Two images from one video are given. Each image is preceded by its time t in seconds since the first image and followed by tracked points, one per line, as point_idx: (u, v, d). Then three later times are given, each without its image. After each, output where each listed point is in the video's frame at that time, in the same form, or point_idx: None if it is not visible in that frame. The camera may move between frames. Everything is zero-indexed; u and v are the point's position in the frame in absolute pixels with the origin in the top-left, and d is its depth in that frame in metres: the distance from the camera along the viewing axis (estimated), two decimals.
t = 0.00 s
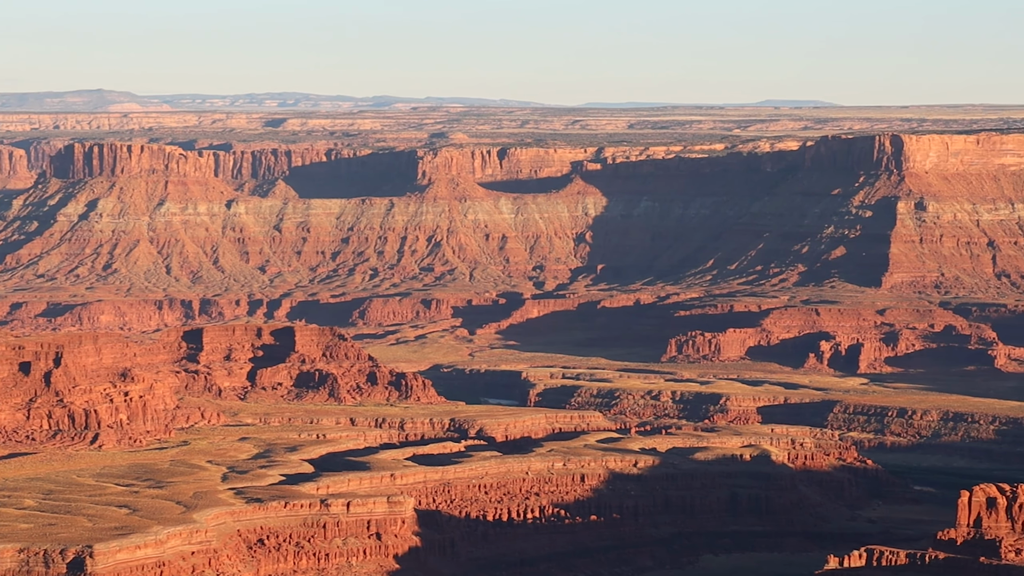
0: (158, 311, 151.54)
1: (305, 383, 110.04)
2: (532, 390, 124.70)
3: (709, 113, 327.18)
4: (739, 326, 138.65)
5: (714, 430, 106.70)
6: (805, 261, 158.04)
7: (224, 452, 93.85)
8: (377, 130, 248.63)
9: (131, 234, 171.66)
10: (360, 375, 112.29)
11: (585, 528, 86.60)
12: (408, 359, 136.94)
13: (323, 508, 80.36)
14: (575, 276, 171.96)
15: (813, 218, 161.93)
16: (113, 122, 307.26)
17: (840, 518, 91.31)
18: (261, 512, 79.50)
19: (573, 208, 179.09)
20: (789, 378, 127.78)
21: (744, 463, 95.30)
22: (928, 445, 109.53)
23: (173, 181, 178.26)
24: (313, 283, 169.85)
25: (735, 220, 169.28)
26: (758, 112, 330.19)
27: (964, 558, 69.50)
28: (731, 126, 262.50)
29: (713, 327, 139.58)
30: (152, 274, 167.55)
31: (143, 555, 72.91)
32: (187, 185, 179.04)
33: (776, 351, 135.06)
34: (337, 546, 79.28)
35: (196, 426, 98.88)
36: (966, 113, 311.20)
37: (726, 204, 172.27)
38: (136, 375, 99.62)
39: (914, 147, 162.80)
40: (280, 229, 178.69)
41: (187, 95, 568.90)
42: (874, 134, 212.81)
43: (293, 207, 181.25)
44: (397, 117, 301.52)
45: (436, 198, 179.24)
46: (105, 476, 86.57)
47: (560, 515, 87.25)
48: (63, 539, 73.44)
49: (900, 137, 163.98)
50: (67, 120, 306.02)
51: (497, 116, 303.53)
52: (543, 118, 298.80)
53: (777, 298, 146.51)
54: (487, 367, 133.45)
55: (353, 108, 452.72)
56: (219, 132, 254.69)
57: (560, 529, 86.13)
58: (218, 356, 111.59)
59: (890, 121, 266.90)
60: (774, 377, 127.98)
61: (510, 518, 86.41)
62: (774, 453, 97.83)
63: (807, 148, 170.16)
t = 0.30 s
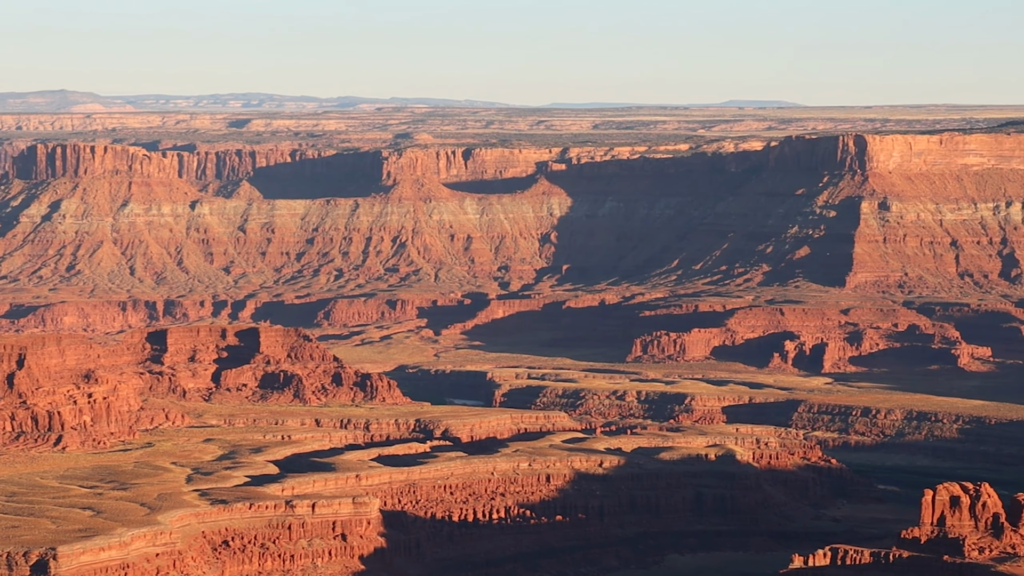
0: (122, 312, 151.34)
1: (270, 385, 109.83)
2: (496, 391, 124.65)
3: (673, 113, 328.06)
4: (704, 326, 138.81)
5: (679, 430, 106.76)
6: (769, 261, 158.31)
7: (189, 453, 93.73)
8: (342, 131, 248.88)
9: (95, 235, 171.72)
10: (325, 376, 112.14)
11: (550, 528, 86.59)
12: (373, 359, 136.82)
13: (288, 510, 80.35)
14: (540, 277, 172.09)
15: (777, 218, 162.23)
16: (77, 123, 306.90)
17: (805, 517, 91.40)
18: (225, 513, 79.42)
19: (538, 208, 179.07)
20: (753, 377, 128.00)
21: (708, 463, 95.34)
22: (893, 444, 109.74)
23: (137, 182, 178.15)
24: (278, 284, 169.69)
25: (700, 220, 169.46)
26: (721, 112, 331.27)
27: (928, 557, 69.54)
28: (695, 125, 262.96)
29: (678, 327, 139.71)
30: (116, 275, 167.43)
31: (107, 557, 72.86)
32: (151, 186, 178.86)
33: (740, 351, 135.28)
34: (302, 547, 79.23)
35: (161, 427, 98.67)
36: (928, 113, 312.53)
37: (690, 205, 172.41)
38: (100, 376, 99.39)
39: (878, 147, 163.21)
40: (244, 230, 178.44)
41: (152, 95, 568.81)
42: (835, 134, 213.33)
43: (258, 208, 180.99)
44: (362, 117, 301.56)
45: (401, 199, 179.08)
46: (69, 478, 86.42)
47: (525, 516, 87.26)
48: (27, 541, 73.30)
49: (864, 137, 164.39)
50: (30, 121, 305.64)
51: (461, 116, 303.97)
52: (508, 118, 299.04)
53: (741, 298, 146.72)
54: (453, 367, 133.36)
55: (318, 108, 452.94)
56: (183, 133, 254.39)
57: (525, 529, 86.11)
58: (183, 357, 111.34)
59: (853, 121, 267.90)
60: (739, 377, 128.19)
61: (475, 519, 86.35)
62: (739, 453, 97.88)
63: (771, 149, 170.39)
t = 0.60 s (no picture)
0: (85, 314, 151.18)
1: (234, 386, 109.56)
2: (461, 391, 124.56)
3: (636, 113, 328.65)
4: (668, 326, 138.89)
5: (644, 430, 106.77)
6: (733, 261, 158.48)
7: (153, 455, 93.55)
8: (307, 133, 248.65)
9: (58, 238, 172.30)
10: (290, 377, 111.90)
11: (516, 529, 86.54)
12: (338, 360, 136.72)
13: (252, 511, 80.30)
14: (504, 277, 172.18)
15: (740, 218, 162.40)
16: (40, 124, 306.42)
17: (769, 516, 91.51)
18: (190, 515, 79.28)
19: (503, 208, 179.05)
20: (717, 377, 128.14)
21: (673, 462, 95.35)
22: (856, 443, 109.89)
23: (100, 183, 178.07)
24: (242, 285, 169.61)
25: (663, 220, 169.59)
26: (685, 112, 331.89)
27: (891, 555, 69.66)
28: (660, 126, 263.33)
29: (642, 326, 139.80)
30: (78, 278, 167.51)
31: (70, 560, 72.78)
32: (114, 187, 178.76)
33: (704, 351, 135.45)
34: (266, 549, 79.15)
35: (124, 429, 98.45)
36: (890, 111, 313.32)
37: (654, 205, 172.58)
38: (63, 378, 99.12)
39: (840, 147, 163.67)
40: (207, 231, 178.07)
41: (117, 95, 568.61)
42: (796, 133, 213.79)
43: (221, 209, 180.56)
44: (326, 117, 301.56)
45: (366, 199, 178.79)
46: (32, 481, 86.24)
47: (490, 516, 87.22)
48: None
49: (827, 136, 164.77)
50: None
51: (424, 117, 303.99)
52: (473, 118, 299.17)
53: (705, 298, 146.91)
54: (417, 368, 133.29)
55: (283, 108, 453.32)
56: (146, 134, 254.15)
57: (490, 530, 86.07)
58: (146, 359, 111.09)
59: (816, 121, 268.52)
60: (703, 376, 128.34)
61: (440, 520, 86.28)
62: (703, 452, 97.88)
63: (735, 148, 170.56)
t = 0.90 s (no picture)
0: (45, 315, 150.85)
1: (195, 387, 109.14)
2: (422, 392, 124.41)
3: (598, 113, 328.98)
4: (630, 326, 138.89)
5: (607, 429, 106.69)
6: (696, 260, 158.62)
7: (113, 457, 93.25)
8: (268, 133, 248.12)
9: (17, 239, 171.87)
10: (251, 378, 111.52)
11: (478, 529, 86.43)
12: (299, 361, 136.54)
13: (214, 513, 80.14)
14: (467, 277, 172.18)
15: (702, 217, 162.48)
16: None
17: (731, 515, 91.62)
18: (150, 516, 79.10)
19: (465, 208, 179.06)
20: (679, 376, 128.23)
21: (635, 462, 95.32)
22: (818, 442, 109.99)
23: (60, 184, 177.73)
24: (203, 285, 169.46)
25: (626, 220, 169.65)
26: (647, 112, 332.16)
27: (853, 554, 69.67)
28: (623, 125, 263.89)
29: (604, 326, 139.87)
30: (38, 279, 167.25)
31: (30, 562, 72.63)
32: (74, 187, 178.45)
33: (666, 350, 135.59)
34: (228, 550, 78.99)
35: (84, 431, 98.18)
36: (851, 111, 314.01)
37: (616, 205, 172.67)
38: (23, 380, 98.77)
39: (801, 147, 163.89)
40: (168, 231, 177.71)
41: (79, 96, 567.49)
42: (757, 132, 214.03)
43: (182, 209, 179.97)
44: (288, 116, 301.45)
45: (327, 199, 178.42)
46: None
47: (453, 517, 87.06)
48: None
49: (789, 136, 164.94)
50: None
51: (386, 117, 303.85)
52: (435, 118, 299.20)
53: (667, 297, 147.17)
54: (379, 369, 133.13)
55: (245, 108, 453.14)
56: (107, 134, 253.72)
57: (453, 530, 85.95)
58: (107, 360, 110.73)
59: (777, 120, 268.93)
60: (665, 376, 128.43)
61: (403, 520, 86.13)
62: (666, 452, 97.82)
63: (697, 148, 170.65)
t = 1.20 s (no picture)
0: None
1: (150, 388, 108.81)
2: (378, 392, 124.28)
3: (554, 113, 329.26)
4: (586, 326, 138.99)
5: (562, 429, 106.71)
6: (651, 260, 158.89)
7: (67, 458, 93.01)
8: (223, 132, 247.42)
9: None
10: (206, 379, 111.16)
11: (434, 529, 86.40)
12: (254, 361, 136.37)
13: (169, 513, 80.05)
14: (423, 277, 172.22)
15: (658, 217, 162.77)
16: None
17: (686, 515, 91.76)
18: (105, 518, 78.98)
19: (421, 208, 179.13)
20: (635, 376, 128.37)
21: (591, 462, 95.39)
22: (773, 441, 110.17)
23: (13, 184, 177.26)
24: (158, 285, 169.27)
25: (582, 220, 169.85)
26: (602, 111, 332.31)
27: (807, 552, 69.77)
28: (578, 125, 264.24)
29: (560, 326, 139.98)
30: None
31: None
32: (28, 187, 178.03)
33: (622, 350, 135.78)
34: (183, 551, 78.90)
35: (38, 432, 98.25)
36: (805, 111, 314.68)
37: (573, 205, 172.93)
38: None
39: (756, 147, 164.19)
40: (122, 232, 177.44)
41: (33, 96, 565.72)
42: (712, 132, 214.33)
43: (136, 210, 179.68)
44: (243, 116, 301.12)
45: (283, 199, 178.04)
46: None
47: (409, 517, 87.00)
48: None
49: (744, 136, 165.27)
50: None
51: (341, 117, 303.36)
52: (391, 117, 299.12)
53: (623, 297, 147.44)
54: (334, 369, 133.04)
55: (200, 108, 452.46)
56: (60, 134, 253.03)
57: (409, 530, 85.91)
58: (61, 361, 110.53)
59: (732, 121, 269.30)
60: (620, 376, 128.57)
61: (359, 520, 86.05)
62: (622, 451, 97.84)
63: (652, 148, 170.94)
